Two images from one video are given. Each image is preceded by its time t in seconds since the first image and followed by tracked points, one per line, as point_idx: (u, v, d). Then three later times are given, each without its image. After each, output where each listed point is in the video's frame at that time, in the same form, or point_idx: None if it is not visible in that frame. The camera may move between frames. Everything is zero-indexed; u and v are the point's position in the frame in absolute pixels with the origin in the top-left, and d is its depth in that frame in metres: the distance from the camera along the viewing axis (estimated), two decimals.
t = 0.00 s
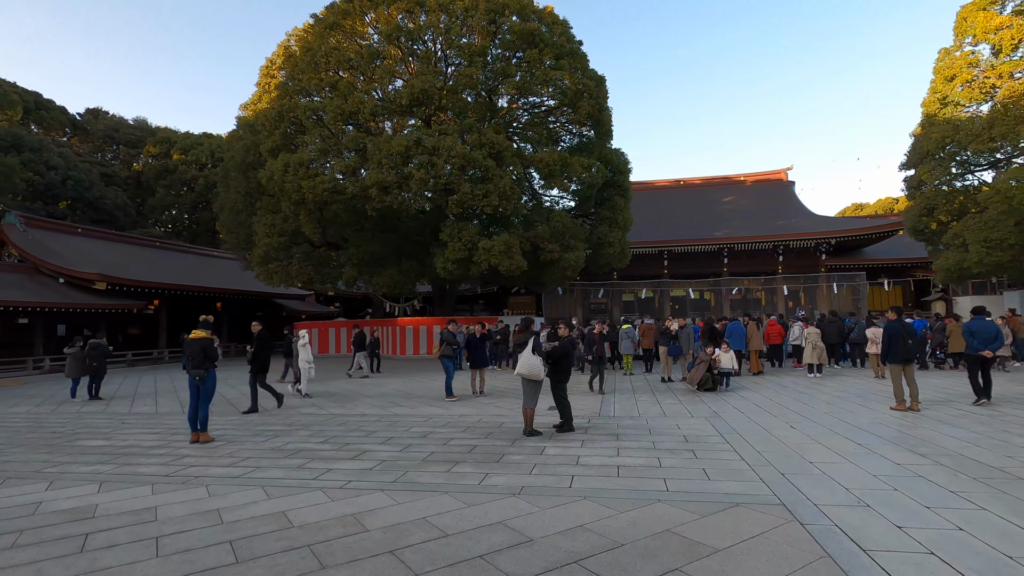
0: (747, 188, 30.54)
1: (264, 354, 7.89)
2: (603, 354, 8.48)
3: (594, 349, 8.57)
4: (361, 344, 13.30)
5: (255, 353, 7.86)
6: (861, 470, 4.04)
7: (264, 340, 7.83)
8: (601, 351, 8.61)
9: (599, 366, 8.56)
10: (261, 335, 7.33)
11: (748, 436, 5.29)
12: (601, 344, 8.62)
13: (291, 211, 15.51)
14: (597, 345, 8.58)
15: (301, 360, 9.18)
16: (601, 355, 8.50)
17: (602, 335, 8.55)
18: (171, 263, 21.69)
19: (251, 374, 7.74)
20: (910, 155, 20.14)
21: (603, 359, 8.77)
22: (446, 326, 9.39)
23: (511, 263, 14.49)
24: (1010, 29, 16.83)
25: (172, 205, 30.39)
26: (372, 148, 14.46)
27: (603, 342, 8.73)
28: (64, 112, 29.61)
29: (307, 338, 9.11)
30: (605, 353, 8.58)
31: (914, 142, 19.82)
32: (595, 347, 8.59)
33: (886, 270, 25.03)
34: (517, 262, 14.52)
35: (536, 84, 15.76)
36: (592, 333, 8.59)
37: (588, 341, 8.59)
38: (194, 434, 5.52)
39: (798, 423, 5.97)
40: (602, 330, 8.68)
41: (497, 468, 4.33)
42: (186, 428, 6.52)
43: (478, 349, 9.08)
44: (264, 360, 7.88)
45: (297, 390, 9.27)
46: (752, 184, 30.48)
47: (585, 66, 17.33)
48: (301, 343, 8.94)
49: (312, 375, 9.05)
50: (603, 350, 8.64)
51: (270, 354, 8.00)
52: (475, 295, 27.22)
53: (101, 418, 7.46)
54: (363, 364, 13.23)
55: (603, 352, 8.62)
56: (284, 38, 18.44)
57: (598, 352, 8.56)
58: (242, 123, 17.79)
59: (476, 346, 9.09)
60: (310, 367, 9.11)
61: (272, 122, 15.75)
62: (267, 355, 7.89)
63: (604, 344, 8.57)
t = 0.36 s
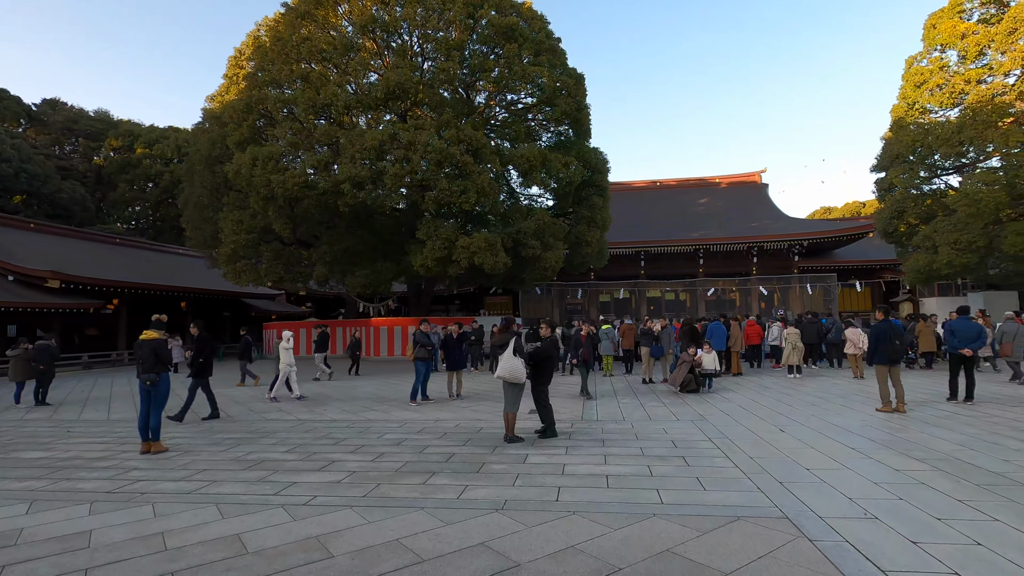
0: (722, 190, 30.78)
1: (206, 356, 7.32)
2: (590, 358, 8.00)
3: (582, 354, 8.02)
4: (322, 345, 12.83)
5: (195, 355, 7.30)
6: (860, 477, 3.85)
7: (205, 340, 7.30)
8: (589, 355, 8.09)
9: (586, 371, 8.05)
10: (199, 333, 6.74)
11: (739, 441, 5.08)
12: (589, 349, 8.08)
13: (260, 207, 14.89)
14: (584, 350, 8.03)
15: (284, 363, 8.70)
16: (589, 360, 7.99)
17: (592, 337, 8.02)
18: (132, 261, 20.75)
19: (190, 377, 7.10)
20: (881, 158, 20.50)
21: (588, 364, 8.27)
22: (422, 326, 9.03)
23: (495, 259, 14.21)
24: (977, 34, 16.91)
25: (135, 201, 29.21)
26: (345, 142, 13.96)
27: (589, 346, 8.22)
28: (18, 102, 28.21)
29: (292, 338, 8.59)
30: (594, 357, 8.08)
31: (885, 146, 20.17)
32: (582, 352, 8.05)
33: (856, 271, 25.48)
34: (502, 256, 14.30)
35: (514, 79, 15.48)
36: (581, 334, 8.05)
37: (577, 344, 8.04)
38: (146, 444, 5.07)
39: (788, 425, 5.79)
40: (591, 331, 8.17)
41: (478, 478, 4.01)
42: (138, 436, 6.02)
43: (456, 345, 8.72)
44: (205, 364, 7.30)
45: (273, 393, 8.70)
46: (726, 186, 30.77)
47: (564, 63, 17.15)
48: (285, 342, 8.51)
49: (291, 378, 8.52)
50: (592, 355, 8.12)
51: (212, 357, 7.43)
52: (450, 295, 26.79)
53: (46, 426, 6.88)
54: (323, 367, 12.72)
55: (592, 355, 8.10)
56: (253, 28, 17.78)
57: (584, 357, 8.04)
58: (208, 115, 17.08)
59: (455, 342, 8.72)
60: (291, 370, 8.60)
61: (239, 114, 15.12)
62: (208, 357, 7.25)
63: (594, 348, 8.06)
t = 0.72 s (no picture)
0: (707, 191, 30.81)
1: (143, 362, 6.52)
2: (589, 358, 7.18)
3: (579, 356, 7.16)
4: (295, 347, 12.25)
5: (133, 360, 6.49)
6: (877, 487, 3.61)
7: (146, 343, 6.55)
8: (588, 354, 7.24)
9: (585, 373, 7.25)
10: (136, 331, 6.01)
11: (742, 447, 4.83)
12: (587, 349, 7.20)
13: (237, 203, 14.35)
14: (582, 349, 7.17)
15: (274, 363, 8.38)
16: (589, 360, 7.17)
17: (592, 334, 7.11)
18: (104, 259, 19.99)
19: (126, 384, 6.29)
20: (865, 160, 20.61)
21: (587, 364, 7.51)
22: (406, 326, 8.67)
23: (487, 258, 13.91)
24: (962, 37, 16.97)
25: (109, 197, 28.30)
26: (327, 136, 13.52)
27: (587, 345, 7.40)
28: None
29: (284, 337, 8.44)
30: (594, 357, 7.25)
31: (869, 148, 20.28)
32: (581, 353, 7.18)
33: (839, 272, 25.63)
34: (493, 255, 13.99)
35: (501, 75, 15.20)
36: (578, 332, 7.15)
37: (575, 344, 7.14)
38: (105, 455, 4.65)
39: (789, 429, 5.57)
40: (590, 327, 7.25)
41: (468, 492, 3.69)
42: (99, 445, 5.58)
43: (442, 344, 8.41)
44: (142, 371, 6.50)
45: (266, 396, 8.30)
46: (711, 187, 30.83)
47: (553, 60, 16.93)
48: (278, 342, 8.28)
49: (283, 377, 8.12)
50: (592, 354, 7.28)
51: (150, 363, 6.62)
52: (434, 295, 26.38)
53: None
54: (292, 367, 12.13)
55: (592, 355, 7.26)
56: (231, 19, 17.24)
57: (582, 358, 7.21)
58: (184, 108, 16.50)
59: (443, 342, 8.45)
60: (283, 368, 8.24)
61: (215, 107, 14.59)
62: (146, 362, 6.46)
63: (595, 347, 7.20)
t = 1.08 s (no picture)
0: (702, 191, 30.69)
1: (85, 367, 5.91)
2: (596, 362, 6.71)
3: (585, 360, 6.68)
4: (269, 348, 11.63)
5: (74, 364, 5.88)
6: (908, 501, 3.37)
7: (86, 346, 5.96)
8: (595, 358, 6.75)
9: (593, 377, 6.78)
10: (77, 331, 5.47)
11: (756, 455, 4.57)
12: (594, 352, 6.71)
13: (225, 200, 13.97)
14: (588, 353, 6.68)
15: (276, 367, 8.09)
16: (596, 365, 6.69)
17: (597, 338, 6.62)
18: (88, 258, 19.47)
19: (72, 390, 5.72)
20: (861, 160, 20.54)
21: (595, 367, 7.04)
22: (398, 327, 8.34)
23: (484, 257, 13.63)
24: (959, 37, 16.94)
25: (94, 195, 27.71)
26: (318, 131, 13.15)
27: (594, 347, 6.89)
28: None
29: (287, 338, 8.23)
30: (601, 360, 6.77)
31: (865, 147, 20.20)
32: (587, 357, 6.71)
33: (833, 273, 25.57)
34: (489, 255, 13.73)
35: (496, 72, 14.92)
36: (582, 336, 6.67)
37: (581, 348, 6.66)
38: (73, 465, 4.34)
39: (802, 435, 5.31)
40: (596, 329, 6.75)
41: (468, 507, 3.39)
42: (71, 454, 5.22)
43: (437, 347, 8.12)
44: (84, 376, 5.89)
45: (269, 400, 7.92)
46: (705, 187, 30.73)
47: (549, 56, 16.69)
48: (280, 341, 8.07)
49: (288, 379, 7.86)
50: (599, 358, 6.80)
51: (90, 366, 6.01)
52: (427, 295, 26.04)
53: None
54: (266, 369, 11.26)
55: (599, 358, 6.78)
56: (220, 12, 16.84)
57: (589, 362, 6.73)
58: (170, 102, 16.08)
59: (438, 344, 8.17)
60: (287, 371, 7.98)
61: (203, 101, 14.19)
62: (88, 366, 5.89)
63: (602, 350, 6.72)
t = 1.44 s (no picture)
0: (694, 191, 30.61)
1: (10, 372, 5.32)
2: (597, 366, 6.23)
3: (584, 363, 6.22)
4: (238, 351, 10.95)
5: None
6: (934, 517, 3.13)
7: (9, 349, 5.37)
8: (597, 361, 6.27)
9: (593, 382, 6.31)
10: None
11: (764, 464, 4.34)
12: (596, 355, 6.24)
13: (208, 196, 13.54)
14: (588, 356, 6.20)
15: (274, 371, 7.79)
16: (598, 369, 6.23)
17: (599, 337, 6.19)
18: (67, 256, 18.87)
19: None
20: (853, 160, 20.51)
21: (597, 373, 6.34)
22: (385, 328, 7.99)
23: (477, 255, 13.36)
24: (952, 37, 17.02)
25: (75, 191, 27.02)
26: (304, 127, 12.78)
27: (597, 351, 6.24)
28: None
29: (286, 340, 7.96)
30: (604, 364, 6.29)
31: (858, 148, 20.17)
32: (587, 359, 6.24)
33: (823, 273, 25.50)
34: (481, 254, 13.45)
35: (487, 67, 14.64)
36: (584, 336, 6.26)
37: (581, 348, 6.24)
38: (31, 479, 3.99)
39: (810, 441, 5.09)
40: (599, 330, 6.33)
41: (460, 527, 3.10)
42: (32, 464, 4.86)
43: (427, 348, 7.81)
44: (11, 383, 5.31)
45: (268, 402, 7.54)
46: (697, 188, 30.64)
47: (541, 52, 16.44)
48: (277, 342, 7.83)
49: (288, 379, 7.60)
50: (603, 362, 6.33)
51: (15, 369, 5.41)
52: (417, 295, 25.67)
53: None
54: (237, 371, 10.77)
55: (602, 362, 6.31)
56: (205, 4, 16.40)
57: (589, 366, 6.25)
58: (152, 96, 15.60)
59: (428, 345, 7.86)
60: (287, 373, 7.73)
61: (185, 94, 13.74)
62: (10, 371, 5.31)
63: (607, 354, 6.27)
